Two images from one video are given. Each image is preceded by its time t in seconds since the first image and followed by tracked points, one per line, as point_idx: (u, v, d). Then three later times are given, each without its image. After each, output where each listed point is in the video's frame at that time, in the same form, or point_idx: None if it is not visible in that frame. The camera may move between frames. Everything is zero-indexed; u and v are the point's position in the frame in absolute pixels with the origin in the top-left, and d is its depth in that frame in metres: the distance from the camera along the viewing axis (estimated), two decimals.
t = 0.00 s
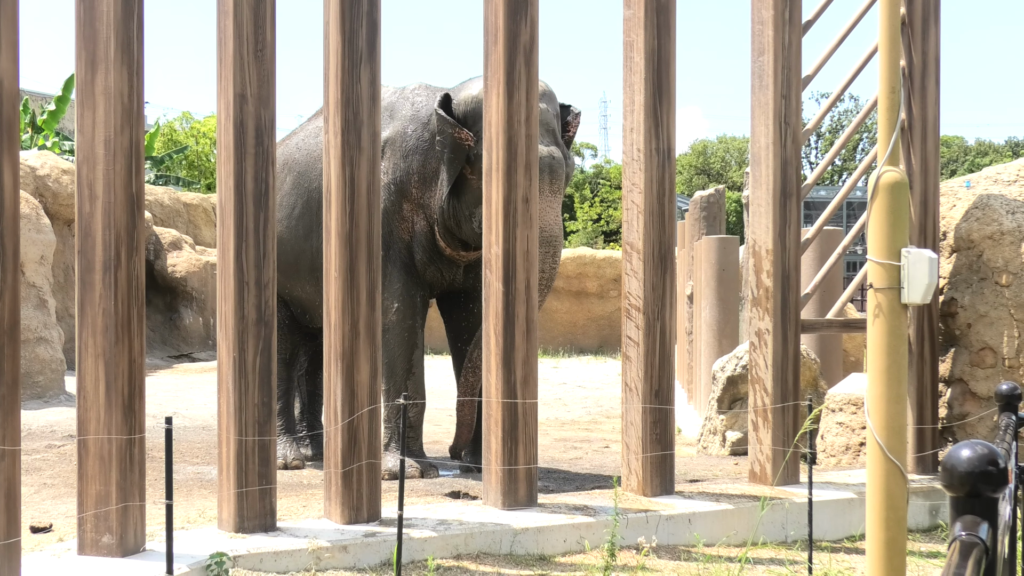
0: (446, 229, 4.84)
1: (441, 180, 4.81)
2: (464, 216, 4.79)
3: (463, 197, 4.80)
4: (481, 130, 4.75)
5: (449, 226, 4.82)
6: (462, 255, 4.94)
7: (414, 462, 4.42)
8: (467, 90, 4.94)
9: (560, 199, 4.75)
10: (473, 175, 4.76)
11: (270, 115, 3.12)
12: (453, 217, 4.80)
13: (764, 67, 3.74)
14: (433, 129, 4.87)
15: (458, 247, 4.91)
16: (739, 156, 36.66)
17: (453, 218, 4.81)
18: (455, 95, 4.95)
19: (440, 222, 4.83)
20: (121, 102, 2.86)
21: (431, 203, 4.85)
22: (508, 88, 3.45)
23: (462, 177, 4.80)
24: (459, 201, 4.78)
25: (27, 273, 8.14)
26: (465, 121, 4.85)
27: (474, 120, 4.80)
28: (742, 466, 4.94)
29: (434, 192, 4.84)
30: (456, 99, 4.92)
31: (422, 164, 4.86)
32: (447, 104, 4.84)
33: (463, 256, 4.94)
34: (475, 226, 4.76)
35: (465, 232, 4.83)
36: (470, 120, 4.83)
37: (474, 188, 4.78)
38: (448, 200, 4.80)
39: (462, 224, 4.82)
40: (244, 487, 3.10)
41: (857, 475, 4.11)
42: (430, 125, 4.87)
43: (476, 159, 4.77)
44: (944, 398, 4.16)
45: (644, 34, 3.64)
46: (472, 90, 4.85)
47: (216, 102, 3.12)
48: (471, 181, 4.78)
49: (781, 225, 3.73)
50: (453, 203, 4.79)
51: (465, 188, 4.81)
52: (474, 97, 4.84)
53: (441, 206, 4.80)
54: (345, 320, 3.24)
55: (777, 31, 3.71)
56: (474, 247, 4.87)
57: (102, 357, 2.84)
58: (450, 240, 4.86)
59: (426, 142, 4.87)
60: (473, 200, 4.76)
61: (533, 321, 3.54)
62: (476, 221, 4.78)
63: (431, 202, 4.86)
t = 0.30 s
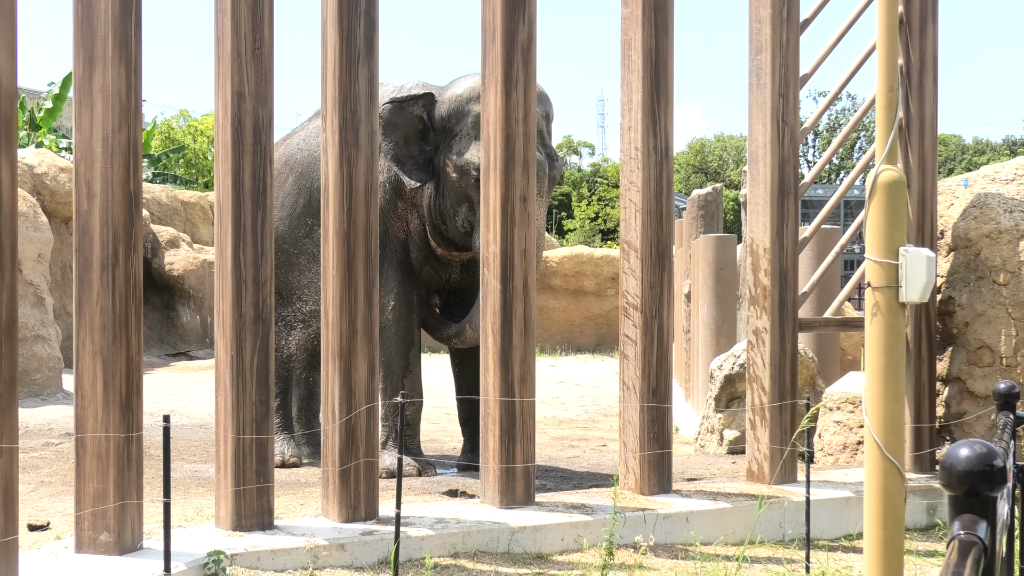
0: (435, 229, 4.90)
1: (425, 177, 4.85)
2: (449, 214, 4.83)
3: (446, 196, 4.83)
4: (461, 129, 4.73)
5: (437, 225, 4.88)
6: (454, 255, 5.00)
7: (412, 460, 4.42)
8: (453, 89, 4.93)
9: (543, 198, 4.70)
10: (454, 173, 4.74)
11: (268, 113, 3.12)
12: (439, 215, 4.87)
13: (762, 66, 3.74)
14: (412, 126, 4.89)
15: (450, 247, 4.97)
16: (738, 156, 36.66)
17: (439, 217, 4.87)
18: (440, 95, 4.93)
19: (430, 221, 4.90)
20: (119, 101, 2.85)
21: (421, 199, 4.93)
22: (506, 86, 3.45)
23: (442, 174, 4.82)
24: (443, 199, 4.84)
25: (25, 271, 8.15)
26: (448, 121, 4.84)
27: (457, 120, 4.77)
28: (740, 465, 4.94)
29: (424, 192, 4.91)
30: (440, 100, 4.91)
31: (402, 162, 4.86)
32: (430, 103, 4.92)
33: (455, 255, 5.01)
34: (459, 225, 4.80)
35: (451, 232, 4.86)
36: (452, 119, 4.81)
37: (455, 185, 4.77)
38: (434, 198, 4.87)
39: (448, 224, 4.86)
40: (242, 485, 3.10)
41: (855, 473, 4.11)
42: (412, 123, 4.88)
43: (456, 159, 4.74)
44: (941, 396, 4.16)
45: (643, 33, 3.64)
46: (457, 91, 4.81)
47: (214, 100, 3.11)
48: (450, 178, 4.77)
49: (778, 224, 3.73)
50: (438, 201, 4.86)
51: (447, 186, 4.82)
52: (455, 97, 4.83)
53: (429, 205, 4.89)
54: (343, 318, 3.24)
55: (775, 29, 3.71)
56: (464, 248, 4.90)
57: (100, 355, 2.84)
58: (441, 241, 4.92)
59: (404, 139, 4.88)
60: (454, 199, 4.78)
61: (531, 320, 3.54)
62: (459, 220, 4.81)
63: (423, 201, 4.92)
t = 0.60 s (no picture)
0: (431, 226, 4.90)
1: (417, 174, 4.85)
2: (439, 209, 4.82)
3: (436, 190, 4.82)
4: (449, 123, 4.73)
5: (430, 222, 4.87)
6: (451, 254, 4.98)
7: (411, 458, 4.43)
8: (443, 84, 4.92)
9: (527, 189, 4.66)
10: (441, 166, 4.74)
11: (266, 112, 3.11)
12: (431, 211, 4.85)
13: (761, 64, 3.75)
14: (406, 122, 4.89)
15: (446, 244, 4.94)
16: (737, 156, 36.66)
17: (431, 212, 4.87)
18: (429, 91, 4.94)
19: (425, 219, 4.90)
20: (118, 99, 2.85)
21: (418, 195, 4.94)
22: (505, 84, 3.45)
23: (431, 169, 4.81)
24: (433, 194, 4.83)
25: (23, 270, 8.15)
26: (436, 115, 4.83)
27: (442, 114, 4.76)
28: (738, 464, 4.94)
29: (421, 188, 4.92)
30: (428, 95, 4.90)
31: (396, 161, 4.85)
32: (420, 99, 4.94)
33: (452, 253, 4.98)
34: (449, 220, 4.80)
35: (443, 227, 4.85)
36: (440, 113, 4.80)
37: (443, 179, 4.76)
38: (427, 194, 4.87)
39: (440, 220, 4.85)
40: (241, 484, 3.10)
41: (854, 472, 4.11)
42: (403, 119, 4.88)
43: (442, 152, 4.74)
44: (940, 395, 4.16)
45: (642, 32, 3.64)
46: (444, 85, 4.81)
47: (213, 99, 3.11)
48: (437, 172, 4.77)
49: (777, 222, 3.73)
50: (430, 197, 4.85)
51: (436, 181, 4.81)
52: (442, 92, 4.81)
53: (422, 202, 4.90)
54: (342, 317, 3.24)
55: (774, 28, 3.71)
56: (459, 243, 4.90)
57: (98, 354, 2.84)
58: (437, 239, 4.92)
59: (400, 135, 4.88)
60: (443, 194, 4.78)
61: (530, 319, 3.54)
62: (450, 214, 4.81)
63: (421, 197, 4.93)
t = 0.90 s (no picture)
0: (428, 225, 4.91)
1: (411, 174, 4.88)
2: (435, 209, 4.84)
3: (431, 190, 4.84)
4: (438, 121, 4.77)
5: (427, 222, 4.89)
6: (448, 252, 4.95)
7: (410, 457, 4.43)
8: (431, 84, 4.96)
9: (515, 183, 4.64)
10: (433, 164, 4.77)
11: (265, 110, 3.11)
12: (427, 211, 4.88)
13: (760, 63, 3.75)
14: (396, 125, 4.91)
15: (444, 242, 4.92)
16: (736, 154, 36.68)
17: (427, 212, 4.89)
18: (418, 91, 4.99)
19: (422, 219, 4.92)
20: (117, 97, 2.85)
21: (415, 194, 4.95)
22: (504, 83, 3.45)
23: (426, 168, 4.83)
24: (430, 194, 4.85)
25: (22, 268, 8.16)
26: (426, 115, 4.89)
27: (432, 113, 4.81)
28: (737, 463, 4.95)
29: (417, 188, 4.95)
30: (419, 95, 4.95)
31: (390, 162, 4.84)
32: (409, 100, 4.98)
33: (449, 252, 4.95)
34: (444, 219, 4.79)
35: (439, 226, 4.85)
36: (430, 112, 4.85)
37: (437, 178, 4.79)
38: (423, 195, 4.90)
39: (436, 219, 4.86)
40: (239, 483, 3.10)
41: (853, 471, 4.11)
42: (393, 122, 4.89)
43: (433, 151, 4.77)
44: (939, 394, 4.16)
45: (641, 30, 3.64)
46: (433, 84, 4.85)
47: (212, 97, 3.11)
48: (432, 172, 4.80)
49: (776, 221, 3.73)
50: (426, 198, 4.88)
51: (431, 181, 4.84)
52: (432, 90, 4.87)
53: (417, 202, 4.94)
54: (341, 315, 3.23)
55: (773, 27, 3.70)
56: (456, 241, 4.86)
57: (97, 352, 2.84)
58: (434, 236, 4.91)
59: (388, 138, 4.85)
60: (437, 193, 4.80)
61: (529, 317, 3.53)
62: (444, 212, 4.81)
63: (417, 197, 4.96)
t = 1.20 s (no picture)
0: (427, 226, 4.91)
1: (409, 176, 4.90)
2: (433, 211, 4.85)
3: (429, 192, 4.86)
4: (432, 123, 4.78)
5: (425, 223, 4.91)
6: (447, 252, 4.93)
7: (409, 456, 4.43)
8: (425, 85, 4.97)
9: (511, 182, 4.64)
10: (431, 167, 4.79)
11: (264, 109, 3.11)
12: (425, 213, 4.89)
13: (758, 62, 3.75)
14: (392, 128, 4.87)
15: (443, 243, 4.91)
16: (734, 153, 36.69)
17: (425, 214, 4.90)
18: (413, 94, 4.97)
19: (421, 220, 4.93)
20: (115, 96, 2.85)
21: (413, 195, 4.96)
22: (502, 82, 3.44)
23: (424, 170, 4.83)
24: (428, 197, 4.86)
25: (21, 268, 8.14)
26: (421, 116, 4.89)
27: (426, 114, 4.81)
28: (736, 461, 4.94)
29: (414, 190, 4.96)
30: (413, 96, 4.96)
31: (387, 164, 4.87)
32: (404, 104, 4.94)
33: (448, 252, 4.94)
34: (442, 220, 4.81)
35: (438, 228, 4.86)
36: (425, 114, 4.85)
37: (435, 180, 4.81)
38: (420, 196, 4.91)
39: (435, 220, 4.87)
40: (238, 482, 3.10)
41: (852, 469, 4.11)
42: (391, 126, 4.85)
43: (430, 153, 4.78)
44: (937, 392, 4.16)
45: (639, 29, 3.64)
46: (427, 85, 4.86)
47: (210, 96, 3.11)
48: (430, 174, 4.82)
49: (775, 220, 3.73)
50: (423, 200, 4.89)
51: (429, 183, 4.85)
52: (426, 92, 4.87)
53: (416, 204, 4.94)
54: (340, 314, 3.23)
55: (771, 25, 3.71)
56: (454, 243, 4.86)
57: (96, 352, 2.83)
58: (432, 236, 4.91)
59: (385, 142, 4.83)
60: (436, 195, 4.81)
61: (528, 316, 3.53)
62: (442, 214, 4.82)
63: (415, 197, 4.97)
